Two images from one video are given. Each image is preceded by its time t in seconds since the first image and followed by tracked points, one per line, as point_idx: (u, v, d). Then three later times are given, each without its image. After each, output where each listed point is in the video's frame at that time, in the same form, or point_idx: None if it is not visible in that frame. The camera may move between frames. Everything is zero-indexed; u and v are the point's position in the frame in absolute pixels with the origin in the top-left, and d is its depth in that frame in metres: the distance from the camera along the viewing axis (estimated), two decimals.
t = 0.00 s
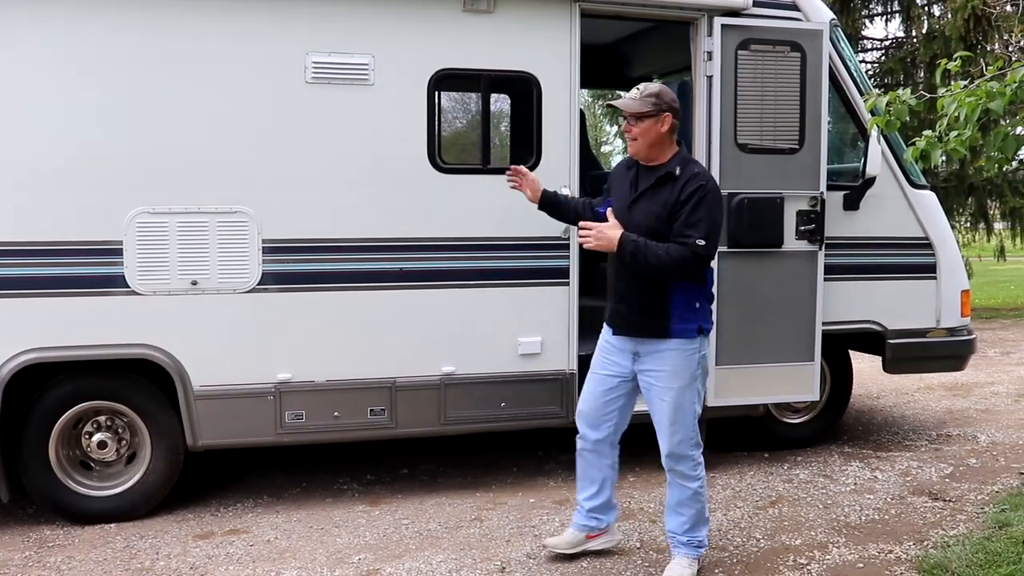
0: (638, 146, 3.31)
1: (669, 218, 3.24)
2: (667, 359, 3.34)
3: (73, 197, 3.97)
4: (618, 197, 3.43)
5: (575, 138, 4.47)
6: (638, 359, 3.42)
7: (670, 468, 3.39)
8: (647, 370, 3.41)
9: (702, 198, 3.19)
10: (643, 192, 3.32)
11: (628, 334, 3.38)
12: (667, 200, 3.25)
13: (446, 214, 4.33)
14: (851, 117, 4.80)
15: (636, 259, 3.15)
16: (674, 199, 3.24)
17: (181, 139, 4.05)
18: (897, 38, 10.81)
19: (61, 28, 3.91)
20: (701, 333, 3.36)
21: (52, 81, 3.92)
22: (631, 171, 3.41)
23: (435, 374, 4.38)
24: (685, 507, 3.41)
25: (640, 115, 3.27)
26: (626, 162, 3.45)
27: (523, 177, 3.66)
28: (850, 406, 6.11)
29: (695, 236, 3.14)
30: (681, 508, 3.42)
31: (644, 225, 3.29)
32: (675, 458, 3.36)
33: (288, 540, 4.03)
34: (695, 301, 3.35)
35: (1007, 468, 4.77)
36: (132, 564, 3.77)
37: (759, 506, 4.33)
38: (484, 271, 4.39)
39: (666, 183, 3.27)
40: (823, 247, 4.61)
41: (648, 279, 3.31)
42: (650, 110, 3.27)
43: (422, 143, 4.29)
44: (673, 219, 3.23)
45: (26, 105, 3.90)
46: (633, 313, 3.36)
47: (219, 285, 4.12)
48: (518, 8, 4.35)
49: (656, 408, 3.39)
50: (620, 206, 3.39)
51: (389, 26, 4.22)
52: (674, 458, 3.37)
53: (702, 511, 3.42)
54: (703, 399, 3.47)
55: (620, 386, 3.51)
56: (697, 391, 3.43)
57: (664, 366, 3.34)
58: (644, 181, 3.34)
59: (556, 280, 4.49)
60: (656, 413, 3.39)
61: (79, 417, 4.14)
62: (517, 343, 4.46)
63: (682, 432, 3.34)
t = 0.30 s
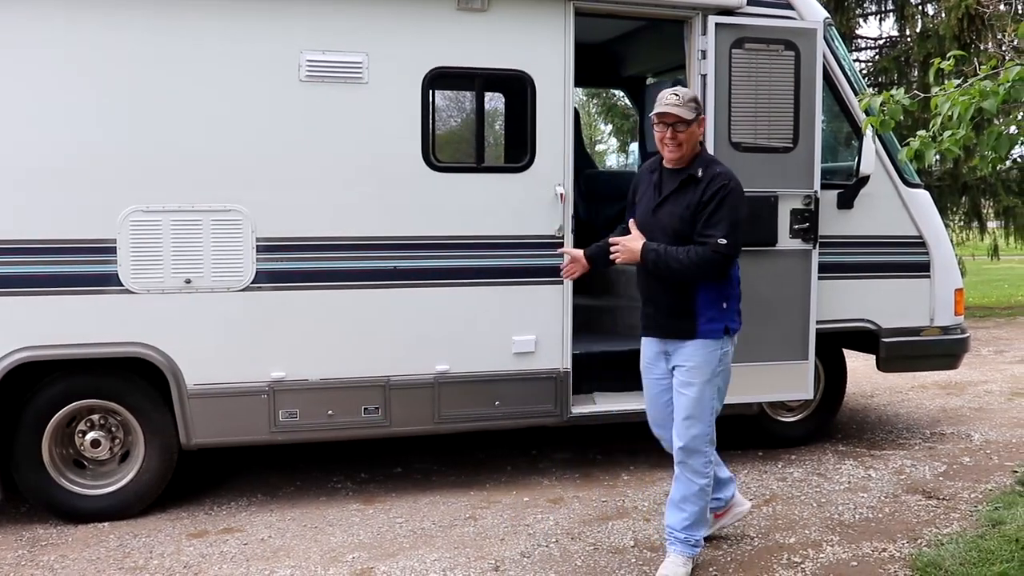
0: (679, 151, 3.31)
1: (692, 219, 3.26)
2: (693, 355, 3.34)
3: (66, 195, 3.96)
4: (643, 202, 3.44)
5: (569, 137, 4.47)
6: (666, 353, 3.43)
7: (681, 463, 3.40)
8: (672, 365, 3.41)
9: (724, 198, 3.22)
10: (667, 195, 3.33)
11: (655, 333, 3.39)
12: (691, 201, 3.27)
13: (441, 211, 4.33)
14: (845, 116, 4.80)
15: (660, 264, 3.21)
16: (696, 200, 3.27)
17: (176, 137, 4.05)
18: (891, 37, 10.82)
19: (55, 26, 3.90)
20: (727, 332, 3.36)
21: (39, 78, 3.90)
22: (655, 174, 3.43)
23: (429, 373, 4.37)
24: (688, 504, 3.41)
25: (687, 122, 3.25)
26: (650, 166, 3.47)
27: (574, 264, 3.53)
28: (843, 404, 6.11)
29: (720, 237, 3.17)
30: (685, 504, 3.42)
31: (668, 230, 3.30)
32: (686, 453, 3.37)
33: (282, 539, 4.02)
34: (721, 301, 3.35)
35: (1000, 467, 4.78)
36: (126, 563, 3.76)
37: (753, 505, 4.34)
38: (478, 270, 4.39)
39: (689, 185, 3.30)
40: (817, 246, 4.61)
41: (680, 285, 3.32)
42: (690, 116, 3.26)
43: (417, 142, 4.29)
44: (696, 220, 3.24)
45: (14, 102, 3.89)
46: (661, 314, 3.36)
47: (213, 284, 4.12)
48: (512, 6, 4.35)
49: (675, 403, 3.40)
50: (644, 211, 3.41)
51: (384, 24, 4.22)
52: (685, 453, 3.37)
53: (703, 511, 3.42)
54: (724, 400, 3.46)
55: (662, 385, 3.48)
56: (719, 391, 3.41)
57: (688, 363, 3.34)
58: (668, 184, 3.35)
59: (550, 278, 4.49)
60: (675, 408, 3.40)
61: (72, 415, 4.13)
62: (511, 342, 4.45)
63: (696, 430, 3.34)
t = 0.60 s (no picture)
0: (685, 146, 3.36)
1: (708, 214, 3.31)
2: (705, 344, 3.39)
3: (58, 194, 3.95)
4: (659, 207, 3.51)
5: (563, 136, 4.47)
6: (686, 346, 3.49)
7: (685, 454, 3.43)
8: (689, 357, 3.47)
9: (737, 190, 3.27)
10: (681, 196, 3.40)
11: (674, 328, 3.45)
12: (705, 197, 3.32)
13: (435, 210, 4.33)
14: (838, 115, 4.81)
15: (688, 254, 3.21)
16: (708, 195, 3.33)
17: (169, 136, 4.04)
18: (885, 36, 10.82)
19: (47, 24, 3.89)
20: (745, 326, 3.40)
21: (32, 76, 3.89)
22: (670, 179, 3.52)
23: (422, 372, 4.37)
24: (692, 494, 3.43)
25: (693, 117, 3.33)
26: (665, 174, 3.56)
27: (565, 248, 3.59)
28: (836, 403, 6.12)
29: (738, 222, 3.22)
30: (689, 495, 3.44)
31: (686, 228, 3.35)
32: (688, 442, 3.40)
33: (275, 538, 4.02)
34: (742, 296, 3.39)
35: (993, 466, 4.79)
36: (119, 563, 3.76)
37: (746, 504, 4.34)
38: (471, 269, 4.39)
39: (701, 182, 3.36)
40: (810, 245, 4.61)
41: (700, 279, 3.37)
42: (699, 112, 3.34)
43: (410, 140, 4.28)
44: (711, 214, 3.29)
45: (6, 100, 3.87)
46: (682, 309, 3.43)
47: (205, 283, 4.11)
48: (506, 5, 4.34)
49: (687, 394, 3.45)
50: (662, 214, 3.47)
51: (377, 23, 4.21)
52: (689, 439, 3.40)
53: (706, 503, 3.42)
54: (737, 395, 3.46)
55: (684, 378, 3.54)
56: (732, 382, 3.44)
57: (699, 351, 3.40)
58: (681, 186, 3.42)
59: (544, 277, 4.49)
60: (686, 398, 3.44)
61: (65, 414, 4.13)
62: (504, 341, 4.45)
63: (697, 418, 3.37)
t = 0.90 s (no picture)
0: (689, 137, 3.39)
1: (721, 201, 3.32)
2: (713, 346, 3.39)
3: (53, 192, 3.94)
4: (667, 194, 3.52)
5: (558, 134, 4.46)
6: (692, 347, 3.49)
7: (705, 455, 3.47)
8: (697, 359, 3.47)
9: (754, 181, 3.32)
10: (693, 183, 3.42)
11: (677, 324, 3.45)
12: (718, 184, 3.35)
13: (430, 208, 4.33)
14: (834, 113, 4.81)
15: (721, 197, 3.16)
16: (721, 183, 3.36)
17: (164, 134, 4.03)
18: (880, 34, 10.82)
19: (42, 22, 3.88)
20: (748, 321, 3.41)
21: (26, 73, 3.88)
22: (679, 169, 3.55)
23: (417, 370, 4.37)
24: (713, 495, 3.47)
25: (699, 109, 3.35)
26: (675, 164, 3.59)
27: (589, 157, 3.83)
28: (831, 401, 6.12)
29: (756, 202, 3.28)
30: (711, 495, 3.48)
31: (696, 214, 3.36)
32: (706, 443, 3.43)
33: (270, 536, 4.02)
34: (744, 290, 3.40)
35: (988, 464, 4.79)
36: (113, 561, 3.75)
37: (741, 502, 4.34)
38: (466, 267, 4.38)
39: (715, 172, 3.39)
40: (805, 243, 4.61)
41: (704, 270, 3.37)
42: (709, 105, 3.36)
43: (405, 139, 4.28)
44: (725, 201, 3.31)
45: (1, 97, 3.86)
46: (682, 302, 3.42)
47: (200, 281, 4.10)
48: (501, 3, 4.33)
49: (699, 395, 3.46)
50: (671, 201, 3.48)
51: (372, 21, 4.20)
52: (705, 445, 3.46)
53: (728, 504, 3.46)
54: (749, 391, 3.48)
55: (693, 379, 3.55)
56: (742, 381, 3.46)
57: (707, 354, 3.40)
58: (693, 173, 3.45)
59: (539, 275, 4.48)
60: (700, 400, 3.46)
61: (59, 413, 4.12)
62: (499, 339, 4.45)
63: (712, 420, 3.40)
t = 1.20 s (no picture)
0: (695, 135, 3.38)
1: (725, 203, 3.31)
2: (717, 347, 3.39)
3: (51, 191, 3.94)
4: (667, 192, 3.51)
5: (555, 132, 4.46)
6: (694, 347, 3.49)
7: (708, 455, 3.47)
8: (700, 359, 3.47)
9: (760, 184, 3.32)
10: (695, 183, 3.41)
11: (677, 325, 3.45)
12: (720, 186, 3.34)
13: (426, 207, 4.32)
14: (831, 112, 4.81)
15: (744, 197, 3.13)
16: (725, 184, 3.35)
17: (162, 132, 4.03)
18: (878, 33, 10.82)
19: (40, 21, 3.88)
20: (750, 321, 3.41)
21: (24, 71, 3.88)
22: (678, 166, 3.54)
23: (415, 368, 4.36)
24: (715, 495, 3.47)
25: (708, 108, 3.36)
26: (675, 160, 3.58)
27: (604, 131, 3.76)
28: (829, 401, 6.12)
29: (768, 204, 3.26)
30: (712, 496, 3.49)
31: (698, 215, 3.35)
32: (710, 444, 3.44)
33: (268, 534, 4.02)
34: (746, 289, 3.40)
35: (986, 463, 4.79)
36: (111, 559, 3.75)
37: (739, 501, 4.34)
38: (464, 265, 4.38)
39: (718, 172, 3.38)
40: (803, 241, 4.59)
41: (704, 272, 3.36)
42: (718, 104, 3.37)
43: (403, 137, 4.28)
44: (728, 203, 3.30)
45: None
46: (683, 302, 3.41)
47: (197, 279, 4.10)
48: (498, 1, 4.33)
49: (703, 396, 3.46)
50: (671, 200, 3.47)
51: (369, 19, 4.20)
52: (710, 445, 3.46)
53: (729, 504, 3.46)
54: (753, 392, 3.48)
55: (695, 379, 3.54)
56: (746, 381, 3.47)
57: (711, 355, 3.40)
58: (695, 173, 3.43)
59: (536, 274, 4.48)
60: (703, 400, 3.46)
61: (56, 411, 4.12)
62: (497, 338, 4.45)
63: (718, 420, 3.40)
